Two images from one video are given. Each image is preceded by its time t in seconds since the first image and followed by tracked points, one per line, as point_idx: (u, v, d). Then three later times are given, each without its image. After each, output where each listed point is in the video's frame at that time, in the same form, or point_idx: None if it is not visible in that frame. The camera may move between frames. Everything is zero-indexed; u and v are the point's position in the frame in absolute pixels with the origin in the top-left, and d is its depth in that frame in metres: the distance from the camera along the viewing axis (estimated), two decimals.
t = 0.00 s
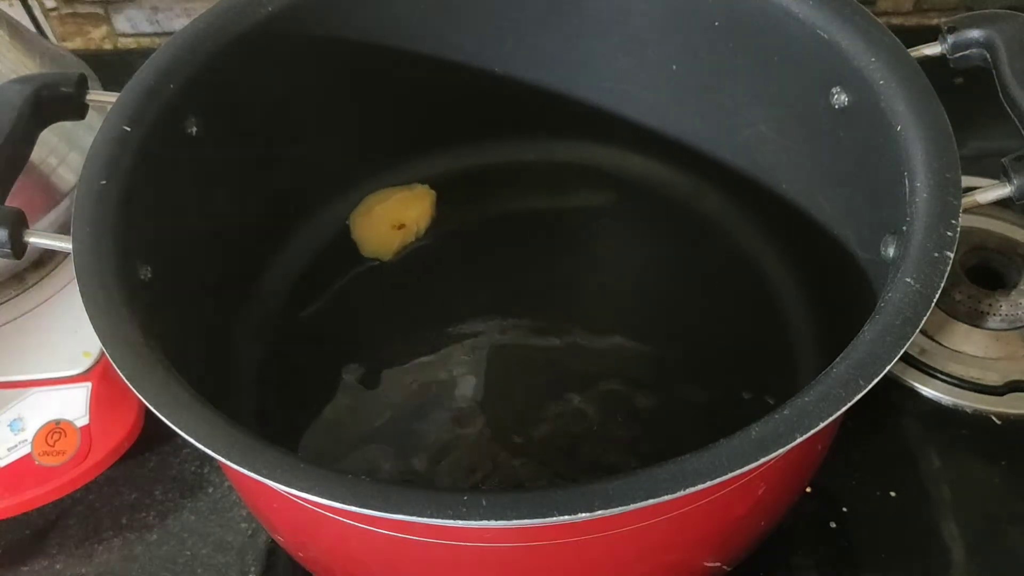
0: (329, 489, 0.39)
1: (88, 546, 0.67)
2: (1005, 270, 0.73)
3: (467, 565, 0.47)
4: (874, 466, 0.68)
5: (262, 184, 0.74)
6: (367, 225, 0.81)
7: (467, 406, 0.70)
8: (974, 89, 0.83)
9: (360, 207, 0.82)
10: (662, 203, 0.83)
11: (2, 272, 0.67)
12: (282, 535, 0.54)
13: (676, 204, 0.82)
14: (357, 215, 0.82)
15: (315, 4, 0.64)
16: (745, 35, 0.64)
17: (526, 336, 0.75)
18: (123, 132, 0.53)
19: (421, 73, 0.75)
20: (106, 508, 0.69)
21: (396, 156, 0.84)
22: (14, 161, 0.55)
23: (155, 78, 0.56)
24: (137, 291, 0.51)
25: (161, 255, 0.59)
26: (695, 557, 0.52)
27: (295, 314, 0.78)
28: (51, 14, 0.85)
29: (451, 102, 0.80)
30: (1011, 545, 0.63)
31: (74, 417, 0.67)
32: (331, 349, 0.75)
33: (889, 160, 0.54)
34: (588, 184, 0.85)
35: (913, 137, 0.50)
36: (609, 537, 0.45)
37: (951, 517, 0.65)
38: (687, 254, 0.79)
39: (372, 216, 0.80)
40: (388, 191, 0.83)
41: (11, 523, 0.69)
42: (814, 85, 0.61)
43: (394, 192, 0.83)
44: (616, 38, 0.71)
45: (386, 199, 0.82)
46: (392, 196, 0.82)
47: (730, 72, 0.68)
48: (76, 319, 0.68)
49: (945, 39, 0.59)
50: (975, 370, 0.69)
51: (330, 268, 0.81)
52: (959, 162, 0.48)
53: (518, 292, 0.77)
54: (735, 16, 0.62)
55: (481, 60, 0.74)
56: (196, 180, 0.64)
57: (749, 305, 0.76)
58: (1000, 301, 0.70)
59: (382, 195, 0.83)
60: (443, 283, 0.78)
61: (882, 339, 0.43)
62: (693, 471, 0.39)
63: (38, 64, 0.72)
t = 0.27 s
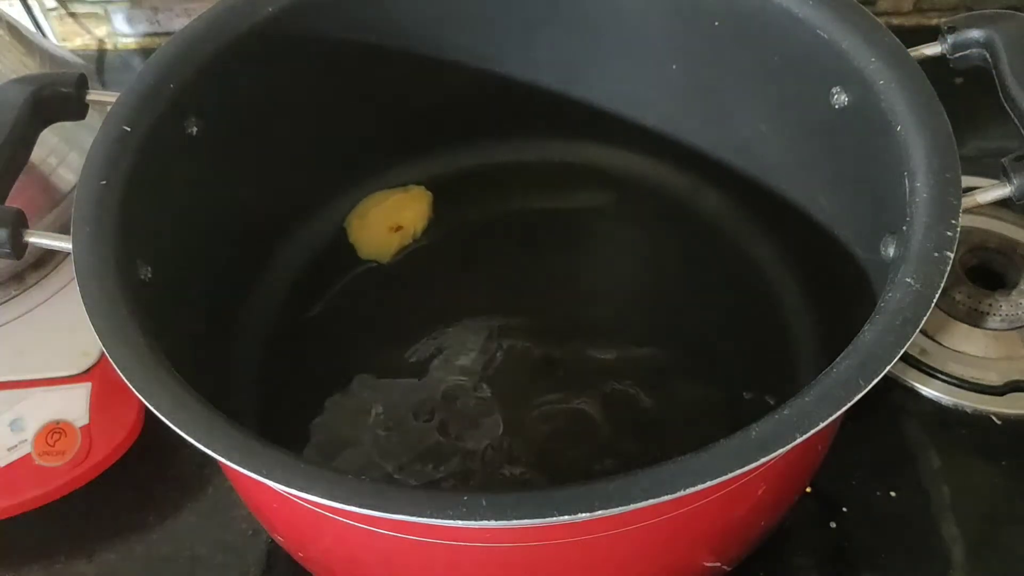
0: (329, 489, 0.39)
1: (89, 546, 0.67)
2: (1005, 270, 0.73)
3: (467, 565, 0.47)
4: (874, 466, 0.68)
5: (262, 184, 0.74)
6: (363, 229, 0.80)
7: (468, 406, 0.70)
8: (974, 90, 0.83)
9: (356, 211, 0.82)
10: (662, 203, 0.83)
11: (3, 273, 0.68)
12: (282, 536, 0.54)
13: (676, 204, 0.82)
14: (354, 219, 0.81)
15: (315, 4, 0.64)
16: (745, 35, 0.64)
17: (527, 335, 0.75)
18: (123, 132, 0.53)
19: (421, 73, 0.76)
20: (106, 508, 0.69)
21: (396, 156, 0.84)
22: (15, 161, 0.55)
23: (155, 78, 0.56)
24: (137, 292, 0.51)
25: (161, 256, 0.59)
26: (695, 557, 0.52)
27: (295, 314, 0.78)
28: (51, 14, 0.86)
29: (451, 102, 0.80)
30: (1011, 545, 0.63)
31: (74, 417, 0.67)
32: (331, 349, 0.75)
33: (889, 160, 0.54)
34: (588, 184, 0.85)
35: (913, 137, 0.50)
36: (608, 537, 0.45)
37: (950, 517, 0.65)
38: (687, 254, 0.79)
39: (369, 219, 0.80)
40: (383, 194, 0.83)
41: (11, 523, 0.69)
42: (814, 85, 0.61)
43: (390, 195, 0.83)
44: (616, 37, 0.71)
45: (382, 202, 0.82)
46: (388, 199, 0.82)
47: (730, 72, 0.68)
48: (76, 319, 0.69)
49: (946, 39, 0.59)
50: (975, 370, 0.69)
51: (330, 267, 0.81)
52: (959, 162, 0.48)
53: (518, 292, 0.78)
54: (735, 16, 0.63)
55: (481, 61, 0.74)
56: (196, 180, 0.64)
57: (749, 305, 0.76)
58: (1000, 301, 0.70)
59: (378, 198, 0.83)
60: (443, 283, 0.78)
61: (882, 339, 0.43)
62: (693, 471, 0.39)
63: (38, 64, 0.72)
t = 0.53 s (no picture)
0: (329, 489, 0.39)
1: (88, 546, 0.67)
2: (1005, 270, 0.73)
3: (467, 565, 0.47)
4: (874, 466, 0.68)
5: (262, 184, 0.74)
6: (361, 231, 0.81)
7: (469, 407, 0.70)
8: (974, 90, 0.83)
9: (353, 214, 0.82)
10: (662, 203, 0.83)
11: None
12: (282, 536, 0.54)
13: (676, 204, 0.82)
14: (351, 221, 0.81)
15: (315, 4, 0.64)
16: (745, 35, 0.64)
17: (526, 335, 0.75)
18: (123, 132, 0.53)
19: (421, 73, 0.75)
20: (105, 508, 0.69)
21: (396, 156, 0.84)
22: (14, 161, 0.55)
23: (154, 78, 0.56)
24: (137, 291, 0.51)
25: (161, 255, 0.59)
26: (695, 557, 0.51)
27: (295, 314, 0.78)
28: (51, 14, 0.86)
29: (452, 102, 0.80)
30: (1011, 545, 0.63)
31: (74, 417, 0.67)
32: (331, 349, 0.75)
33: (889, 160, 0.54)
34: (588, 184, 0.85)
35: (913, 137, 0.50)
36: (609, 537, 0.45)
37: (951, 517, 0.65)
38: (686, 254, 0.79)
39: (366, 221, 0.80)
40: (380, 196, 0.83)
41: (10, 523, 0.69)
42: (814, 85, 0.61)
43: (386, 197, 0.83)
44: (616, 37, 0.71)
45: (379, 203, 0.82)
46: (385, 201, 0.82)
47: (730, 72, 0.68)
48: (76, 317, 0.67)
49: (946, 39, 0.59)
50: (975, 370, 0.69)
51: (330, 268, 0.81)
52: (959, 162, 0.48)
53: (518, 292, 0.78)
54: (735, 16, 0.63)
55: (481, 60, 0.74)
56: (196, 180, 0.64)
57: (749, 305, 0.76)
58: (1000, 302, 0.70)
59: (374, 200, 0.83)
60: (443, 283, 0.78)
61: (882, 339, 0.43)
62: (694, 471, 0.39)
63: (38, 64, 0.72)
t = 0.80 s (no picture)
0: (329, 489, 0.39)
1: (88, 546, 0.67)
2: (1005, 271, 0.73)
3: (466, 565, 0.46)
4: (874, 466, 0.68)
5: (262, 184, 0.74)
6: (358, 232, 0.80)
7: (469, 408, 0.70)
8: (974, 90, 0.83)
9: (349, 215, 0.82)
10: (662, 203, 0.83)
11: None
12: (282, 536, 0.54)
13: (676, 204, 0.82)
14: (349, 223, 0.81)
15: (315, 4, 0.64)
16: (745, 35, 0.64)
17: (526, 335, 0.75)
18: (123, 132, 0.53)
19: (421, 73, 0.75)
20: (105, 508, 0.69)
21: (396, 156, 0.84)
22: (14, 161, 0.55)
23: (154, 78, 0.56)
24: (136, 291, 0.51)
25: (161, 255, 0.59)
26: (695, 557, 0.51)
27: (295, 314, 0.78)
28: (51, 14, 0.86)
29: (452, 102, 0.80)
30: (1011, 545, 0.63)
31: (74, 417, 0.67)
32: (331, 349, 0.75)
33: (889, 160, 0.54)
34: (588, 184, 0.85)
35: (913, 137, 0.50)
36: (608, 537, 0.45)
37: (951, 517, 0.65)
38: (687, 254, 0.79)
39: (363, 223, 0.80)
40: (377, 198, 0.83)
41: (11, 523, 0.69)
42: (814, 85, 0.61)
43: (383, 198, 0.83)
44: (616, 37, 0.71)
45: (376, 205, 0.82)
46: (382, 202, 0.82)
47: (730, 72, 0.68)
48: (76, 317, 0.67)
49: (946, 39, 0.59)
50: (974, 370, 0.69)
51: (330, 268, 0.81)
52: (959, 162, 0.48)
53: (518, 292, 0.78)
54: (735, 16, 0.62)
55: (481, 60, 0.74)
56: (195, 180, 0.64)
57: (749, 305, 0.76)
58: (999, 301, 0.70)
59: (371, 201, 0.83)
60: (443, 283, 0.78)
61: (882, 339, 0.43)
62: (694, 471, 0.39)
63: (38, 64, 0.72)
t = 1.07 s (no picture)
0: (329, 489, 0.39)
1: (88, 546, 0.67)
2: (1005, 271, 0.73)
3: (466, 565, 0.47)
4: (873, 466, 0.68)
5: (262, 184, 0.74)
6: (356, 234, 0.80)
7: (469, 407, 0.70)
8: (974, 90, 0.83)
9: (347, 218, 0.82)
10: (662, 203, 0.83)
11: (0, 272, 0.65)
12: (282, 536, 0.54)
13: (676, 204, 0.82)
14: (346, 226, 0.81)
15: (315, 4, 0.64)
16: (745, 35, 0.64)
17: (526, 335, 0.75)
18: (123, 132, 0.53)
19: (421, 73, 0.75)
20: (105, 508, 0.69)
21: (396, 156, 0.84)
22: (14, 162, 0.55)
23: (154, 78, 0.56)
24: (136, 291, 0.51)
25: (161, 255, 0.59)
26: (695, 557, 0.52)
27: (295, 314, 0.78)
28: (51, 14, 0.86)
29: (452, 102, 0.80)
30: (1011, 546, 0.63)
31: (74, 417, 0.67)
32: (331, 349, 0.75)
33: (889, 160, 0.54)
34: (588, 184, 0.85)
35: (912, 137, 0.50)
36: (608, 537, 0.45)
37: (950, 517, 0.65)
38: (686, 254, 0.79)
39: (361, 225, 0.80)
40: (374, 200, 0.83)
41: (11, 523, 0.69)
42: (814, 85, 0.61)
43: (380, 201, 0.83)
44: (617, 37, 0.71)
45: (372, 207, 0.82)
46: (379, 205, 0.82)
47: (730, 72, 0.68)
48: (76, 317, 0.67)
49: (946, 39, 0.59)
50: (974, 370, 0.69)
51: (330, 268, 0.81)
52: (959, 162, 0.48)
53: (518, 292, 0.78)
54: (735, 16, 0.62)
55: (482, 60, 0.74)
56: (195, 180, 0.64)
57: (749, 305, 0.76)
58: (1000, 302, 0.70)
59: (368, 203, 0.83)
60: (443, 283, 0.78)
61: (882, 339, 0.43)
62: (694, 471, 0.39)
63: (38, 64, 0.72)
